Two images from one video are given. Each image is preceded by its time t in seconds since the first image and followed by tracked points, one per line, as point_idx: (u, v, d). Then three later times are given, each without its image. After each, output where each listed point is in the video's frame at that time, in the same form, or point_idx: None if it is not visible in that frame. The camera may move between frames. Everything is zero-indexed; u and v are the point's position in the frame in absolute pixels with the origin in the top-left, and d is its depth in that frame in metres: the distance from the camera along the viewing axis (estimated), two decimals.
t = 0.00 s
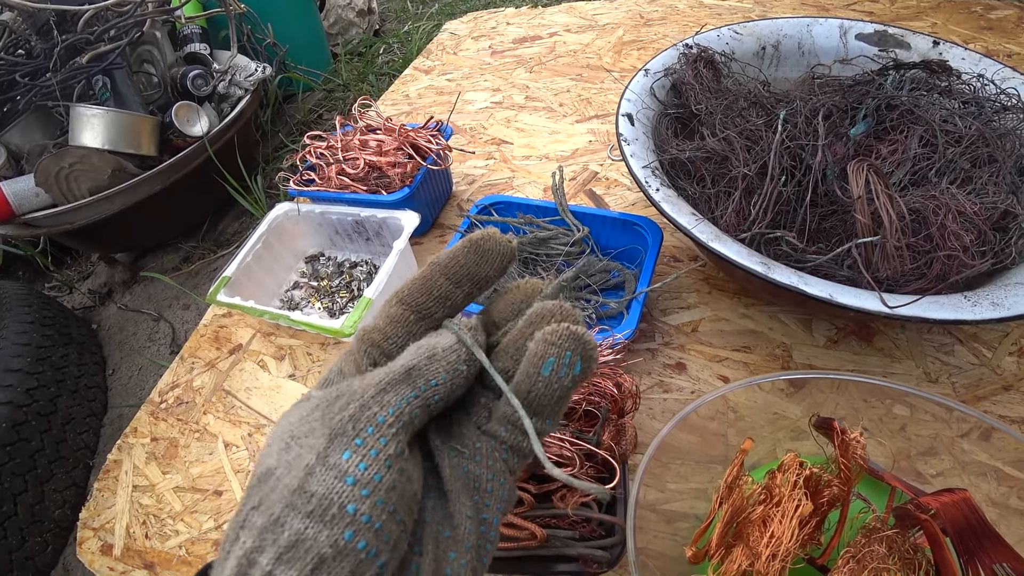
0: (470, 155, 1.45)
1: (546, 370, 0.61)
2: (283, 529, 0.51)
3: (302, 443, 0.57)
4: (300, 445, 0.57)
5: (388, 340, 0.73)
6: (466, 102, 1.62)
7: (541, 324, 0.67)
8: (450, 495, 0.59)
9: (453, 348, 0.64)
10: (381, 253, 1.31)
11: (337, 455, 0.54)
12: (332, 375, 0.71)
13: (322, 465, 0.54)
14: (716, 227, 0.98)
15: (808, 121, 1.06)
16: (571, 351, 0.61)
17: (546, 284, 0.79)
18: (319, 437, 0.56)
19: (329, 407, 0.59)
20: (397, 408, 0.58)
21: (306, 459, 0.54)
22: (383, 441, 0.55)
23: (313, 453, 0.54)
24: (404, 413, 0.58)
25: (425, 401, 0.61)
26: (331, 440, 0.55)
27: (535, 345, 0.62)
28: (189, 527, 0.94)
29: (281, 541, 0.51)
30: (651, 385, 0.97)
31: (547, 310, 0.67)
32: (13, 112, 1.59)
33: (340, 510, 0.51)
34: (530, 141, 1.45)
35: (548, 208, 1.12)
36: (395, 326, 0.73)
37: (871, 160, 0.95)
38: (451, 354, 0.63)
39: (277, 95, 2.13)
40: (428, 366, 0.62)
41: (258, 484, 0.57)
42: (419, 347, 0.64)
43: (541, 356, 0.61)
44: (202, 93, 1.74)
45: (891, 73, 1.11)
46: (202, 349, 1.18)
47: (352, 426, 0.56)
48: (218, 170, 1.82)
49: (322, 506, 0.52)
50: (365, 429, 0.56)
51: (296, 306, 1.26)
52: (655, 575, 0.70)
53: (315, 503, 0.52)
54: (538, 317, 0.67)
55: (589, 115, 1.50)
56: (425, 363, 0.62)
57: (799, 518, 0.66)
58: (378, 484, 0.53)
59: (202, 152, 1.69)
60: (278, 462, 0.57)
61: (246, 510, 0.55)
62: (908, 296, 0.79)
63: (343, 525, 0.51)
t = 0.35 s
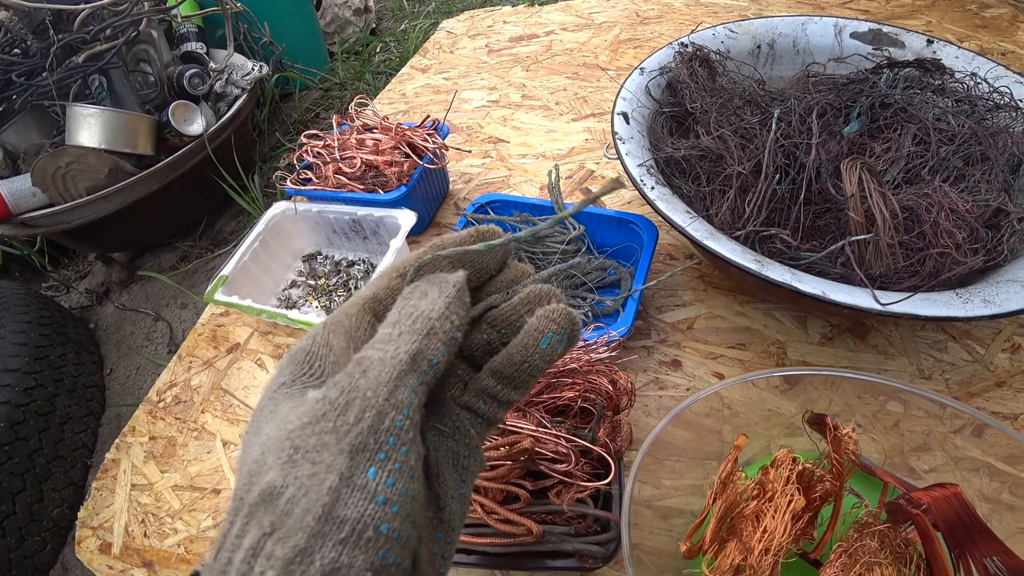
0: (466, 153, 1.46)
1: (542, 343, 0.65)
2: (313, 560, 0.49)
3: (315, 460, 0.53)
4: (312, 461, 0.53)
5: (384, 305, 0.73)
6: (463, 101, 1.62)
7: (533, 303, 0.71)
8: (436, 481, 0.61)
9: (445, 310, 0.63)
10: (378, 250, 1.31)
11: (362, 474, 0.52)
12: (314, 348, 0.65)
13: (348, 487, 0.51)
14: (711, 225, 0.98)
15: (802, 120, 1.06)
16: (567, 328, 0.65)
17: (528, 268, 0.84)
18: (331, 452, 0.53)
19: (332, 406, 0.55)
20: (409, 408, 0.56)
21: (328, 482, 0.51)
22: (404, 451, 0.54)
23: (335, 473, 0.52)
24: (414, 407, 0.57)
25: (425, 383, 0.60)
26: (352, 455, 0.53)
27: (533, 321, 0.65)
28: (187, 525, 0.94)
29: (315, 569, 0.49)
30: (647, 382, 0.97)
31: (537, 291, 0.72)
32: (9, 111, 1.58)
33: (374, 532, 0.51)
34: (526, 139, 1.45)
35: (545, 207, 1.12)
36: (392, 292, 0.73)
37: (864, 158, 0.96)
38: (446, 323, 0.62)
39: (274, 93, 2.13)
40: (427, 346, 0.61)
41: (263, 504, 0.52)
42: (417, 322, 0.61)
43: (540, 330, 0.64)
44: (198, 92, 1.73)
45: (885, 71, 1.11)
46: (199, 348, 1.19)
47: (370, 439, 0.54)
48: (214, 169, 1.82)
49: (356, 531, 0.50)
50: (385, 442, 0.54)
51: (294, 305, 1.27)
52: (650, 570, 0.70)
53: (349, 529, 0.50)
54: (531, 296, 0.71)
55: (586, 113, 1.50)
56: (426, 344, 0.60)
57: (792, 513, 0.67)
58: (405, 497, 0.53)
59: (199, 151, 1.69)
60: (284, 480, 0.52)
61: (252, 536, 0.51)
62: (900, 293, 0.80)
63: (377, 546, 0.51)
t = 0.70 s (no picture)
0: (462, 155, 1.46)
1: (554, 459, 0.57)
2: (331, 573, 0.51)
3: (347, 478, 0.54)
4: (345, 479, 0.54)
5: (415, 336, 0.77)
6: (459, 103, 1.63)
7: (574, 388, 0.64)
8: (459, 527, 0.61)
9: (489, 360, 0.64)
10: (374, 253, 1.32)
11: (392, 498, 0.54)
12: (346, 372, 0.69)
13: (374, 509, 0.53)
14: (706, 226, 0.99)
15: (796, 121, 1.07)
16: (587, 454, 0.56)
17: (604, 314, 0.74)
18: (363, 475, 0.54)
19: (368, 433, 0.57)
20: (443, 444, 0.58)
21: (356, 501, 0.53)
22: (432, 483, 0.56)
23: (365, 494, 0.53)
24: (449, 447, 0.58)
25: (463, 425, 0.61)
26: (381, 483, 0.54)
27: (552, 431, 0.57)
28: (184, 528, 0.94)
29: None
30: (642, 383, 0.98)
31: (586, 376, 0.63)
32: (5, 115, 1.58)
33: (394, 554, 0.53)
34: (522, 141, 1.46)
35: (540, 208, 1.13)
36: (425, 321, 0.78)
37: (858, 159, 0.96)
38: (490, 365, 0.64)
39: (270, 96, 2.14)
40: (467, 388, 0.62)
41: (289, 512, 0.53)
42: (461, 365, 0.63)
43: (553, 448, 0.57)
44: (195, 95, 1.73)
45: (878, 72, 1.12)
46: (196, 351, 1.19)
47: (403, 467, 0.55)
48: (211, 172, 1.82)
49: (376, 552, 0.52)
50: (416, 471, 0.55)
51: (290, 307, 1.27)
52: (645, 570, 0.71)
53: (370, 548, 0.52)
54: (576, 381, 0.63)
55: (582, 115, 1.51)
56: (471, 388, 0.62)
57: (785, 513, 0.67)
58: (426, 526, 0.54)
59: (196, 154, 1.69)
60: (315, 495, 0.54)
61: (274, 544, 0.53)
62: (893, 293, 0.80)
63: (395, 568, 0.53)
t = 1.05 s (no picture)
0: (462, 157, 1.46)
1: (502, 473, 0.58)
2: (273, 557, 0.53)
3: (298, 476, 0.59)
4: (297, 478, 0.59)
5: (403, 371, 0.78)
6: (459, 105, 1.63)
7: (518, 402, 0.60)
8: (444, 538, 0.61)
9: (434, 360, 0.66)
10: (374, 255, 1.32)
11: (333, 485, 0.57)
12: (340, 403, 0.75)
13: (315, 497, 0.56)
14: (704, 226, 0.99)
15: (795, 122, 1.07)
16: (525, 465, 0.57)
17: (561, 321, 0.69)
18: (312, 470, 0.59)
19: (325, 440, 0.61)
20: (388, 437, 0.60)
21: (299, 491, 0.57)
22: (374, 473, 0.58)
23: (307, 484, 0.57)
24: (396, 439, 0.61)
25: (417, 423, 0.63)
26: (325, 476, 0.57)
27: (493, 447, 0.58)
28: (185, 529, 0.94)
29: (274, 568, 0.52)
30: (642, 384, 0.98)
31: (524, 392, 0.60)
32: (5, 117, 1.58)
33: (332, 539, 0.54)
34: (522, 142, 1.46)
35: (540, 209, 1.13)
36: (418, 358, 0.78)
37: (855, 160, 0.97)
38: (432, 366, 0.66)
39: (271, 98, 2.14)
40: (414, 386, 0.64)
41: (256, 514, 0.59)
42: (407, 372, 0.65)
43: (493, 467, 0.58)
44: (195, 97, 1.74)
45: (876, 73, 1.12)
46: (197, 353, 1.19)
47: (343, 458, 0.58)
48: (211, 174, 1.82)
49: (313, 537, 0.54)
50: (356, 462, 0.58)
51: (291, 309, 1.27)
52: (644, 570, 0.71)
53: (307, 533, 0.54)
54: (513, 398, 0.60)
55: (581, 116, 1.51)
56: (410, 385, 0.64)
57: (785, 512, 0.67)
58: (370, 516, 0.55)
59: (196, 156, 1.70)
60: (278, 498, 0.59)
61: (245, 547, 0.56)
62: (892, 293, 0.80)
63: (333, 555, 0.53)
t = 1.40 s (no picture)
0: (459, 161, 1.46)
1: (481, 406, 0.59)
2: (265, 549, 0.47)
3: (279, 458, 0.51)
4: (277, 460, 0.51)
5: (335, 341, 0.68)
6: (456, 109, 1.63)
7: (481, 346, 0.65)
8: (408, 493, 0.59)
9: (425, 335, 0.60)
10: (371, 260, 1.32)
11: (325, 472, 0.50)
12: (276, 368, 0.63)
13: (305, 484, 0.50)
14: (699, 230, 0.99)
15: (789, 124, 1.08)
16: (503, 391, 0.59)
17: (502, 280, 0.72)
18: (295, 452, 0.51)
19: (300, 415, 0.53)
20: (378, 420, 0.54)
21: (286, 478, 0.49)
22: (365, 457, 0.52)
23: (295, 472, 0.50)
24: (385, 422, 0.55)
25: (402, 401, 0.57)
26: (313, 461, 0.50)
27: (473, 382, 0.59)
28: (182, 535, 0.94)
29: (265, 560, 0.47)
30: (638, 388, 0.98)
31: (482, 337, 0.65)
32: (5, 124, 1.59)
33: (328, 526, 0.49)
34: (519, 146, 1.46)
35: (536, 214, 1.13)
36: (349, 316, 0.69)
37: (850, 162, 0.97)
38: (428, 342, 0.59)
39: (269, 103, 2.15)
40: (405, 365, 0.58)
41: (226, 497, 0.50)
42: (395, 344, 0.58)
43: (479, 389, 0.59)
44: (193, 103, 1.74)
45: (871, 75, 1.12)
46: (195, 358, 1.19)
47: (334, 442, 0.52)
48: (209, 180, 1.82)
49: (308, 528, 0.48)
50: (348, 446, 0.52)
51: (288, 314, 1.27)
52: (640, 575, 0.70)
53: (302, 523, 0.48)
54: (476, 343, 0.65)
55: (578, 120, 1.51)
56: (406, 365, 0.57)
57: (778, 517, 0.67)
58: (361, 499, 0.51)
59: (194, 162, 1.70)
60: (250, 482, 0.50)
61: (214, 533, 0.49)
62: (887, 295, 0.80)
63: (329, 541, 0.49)
